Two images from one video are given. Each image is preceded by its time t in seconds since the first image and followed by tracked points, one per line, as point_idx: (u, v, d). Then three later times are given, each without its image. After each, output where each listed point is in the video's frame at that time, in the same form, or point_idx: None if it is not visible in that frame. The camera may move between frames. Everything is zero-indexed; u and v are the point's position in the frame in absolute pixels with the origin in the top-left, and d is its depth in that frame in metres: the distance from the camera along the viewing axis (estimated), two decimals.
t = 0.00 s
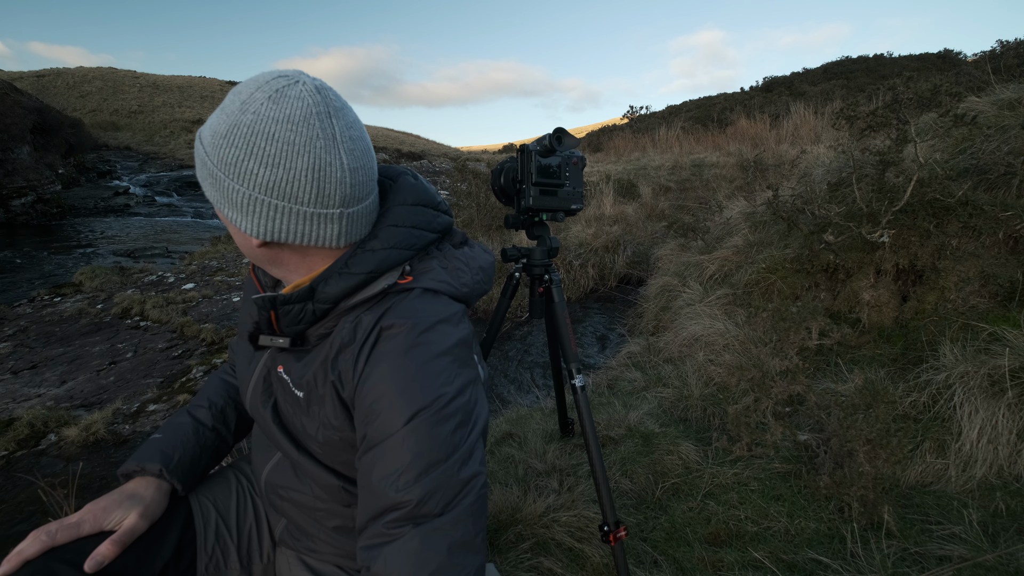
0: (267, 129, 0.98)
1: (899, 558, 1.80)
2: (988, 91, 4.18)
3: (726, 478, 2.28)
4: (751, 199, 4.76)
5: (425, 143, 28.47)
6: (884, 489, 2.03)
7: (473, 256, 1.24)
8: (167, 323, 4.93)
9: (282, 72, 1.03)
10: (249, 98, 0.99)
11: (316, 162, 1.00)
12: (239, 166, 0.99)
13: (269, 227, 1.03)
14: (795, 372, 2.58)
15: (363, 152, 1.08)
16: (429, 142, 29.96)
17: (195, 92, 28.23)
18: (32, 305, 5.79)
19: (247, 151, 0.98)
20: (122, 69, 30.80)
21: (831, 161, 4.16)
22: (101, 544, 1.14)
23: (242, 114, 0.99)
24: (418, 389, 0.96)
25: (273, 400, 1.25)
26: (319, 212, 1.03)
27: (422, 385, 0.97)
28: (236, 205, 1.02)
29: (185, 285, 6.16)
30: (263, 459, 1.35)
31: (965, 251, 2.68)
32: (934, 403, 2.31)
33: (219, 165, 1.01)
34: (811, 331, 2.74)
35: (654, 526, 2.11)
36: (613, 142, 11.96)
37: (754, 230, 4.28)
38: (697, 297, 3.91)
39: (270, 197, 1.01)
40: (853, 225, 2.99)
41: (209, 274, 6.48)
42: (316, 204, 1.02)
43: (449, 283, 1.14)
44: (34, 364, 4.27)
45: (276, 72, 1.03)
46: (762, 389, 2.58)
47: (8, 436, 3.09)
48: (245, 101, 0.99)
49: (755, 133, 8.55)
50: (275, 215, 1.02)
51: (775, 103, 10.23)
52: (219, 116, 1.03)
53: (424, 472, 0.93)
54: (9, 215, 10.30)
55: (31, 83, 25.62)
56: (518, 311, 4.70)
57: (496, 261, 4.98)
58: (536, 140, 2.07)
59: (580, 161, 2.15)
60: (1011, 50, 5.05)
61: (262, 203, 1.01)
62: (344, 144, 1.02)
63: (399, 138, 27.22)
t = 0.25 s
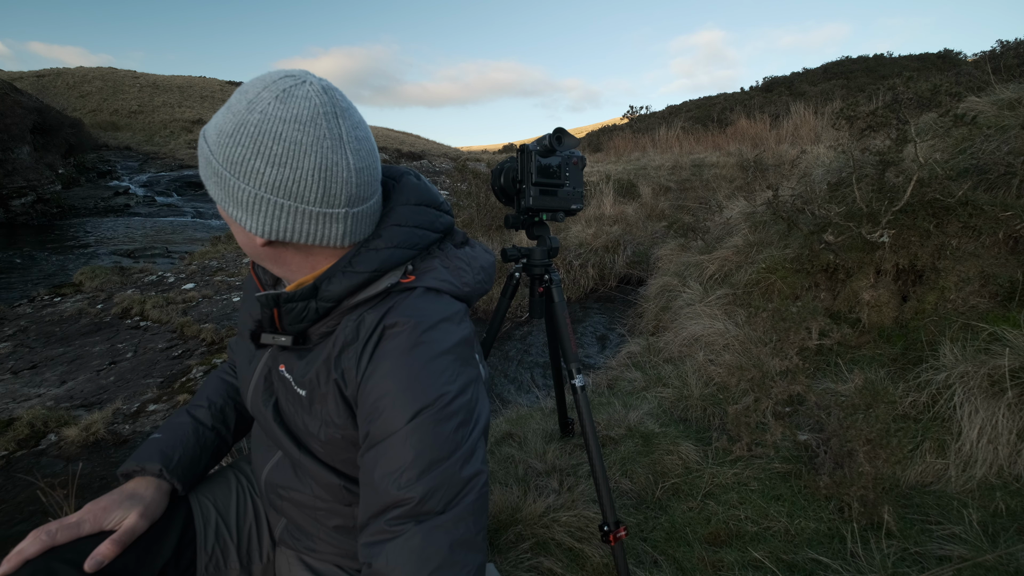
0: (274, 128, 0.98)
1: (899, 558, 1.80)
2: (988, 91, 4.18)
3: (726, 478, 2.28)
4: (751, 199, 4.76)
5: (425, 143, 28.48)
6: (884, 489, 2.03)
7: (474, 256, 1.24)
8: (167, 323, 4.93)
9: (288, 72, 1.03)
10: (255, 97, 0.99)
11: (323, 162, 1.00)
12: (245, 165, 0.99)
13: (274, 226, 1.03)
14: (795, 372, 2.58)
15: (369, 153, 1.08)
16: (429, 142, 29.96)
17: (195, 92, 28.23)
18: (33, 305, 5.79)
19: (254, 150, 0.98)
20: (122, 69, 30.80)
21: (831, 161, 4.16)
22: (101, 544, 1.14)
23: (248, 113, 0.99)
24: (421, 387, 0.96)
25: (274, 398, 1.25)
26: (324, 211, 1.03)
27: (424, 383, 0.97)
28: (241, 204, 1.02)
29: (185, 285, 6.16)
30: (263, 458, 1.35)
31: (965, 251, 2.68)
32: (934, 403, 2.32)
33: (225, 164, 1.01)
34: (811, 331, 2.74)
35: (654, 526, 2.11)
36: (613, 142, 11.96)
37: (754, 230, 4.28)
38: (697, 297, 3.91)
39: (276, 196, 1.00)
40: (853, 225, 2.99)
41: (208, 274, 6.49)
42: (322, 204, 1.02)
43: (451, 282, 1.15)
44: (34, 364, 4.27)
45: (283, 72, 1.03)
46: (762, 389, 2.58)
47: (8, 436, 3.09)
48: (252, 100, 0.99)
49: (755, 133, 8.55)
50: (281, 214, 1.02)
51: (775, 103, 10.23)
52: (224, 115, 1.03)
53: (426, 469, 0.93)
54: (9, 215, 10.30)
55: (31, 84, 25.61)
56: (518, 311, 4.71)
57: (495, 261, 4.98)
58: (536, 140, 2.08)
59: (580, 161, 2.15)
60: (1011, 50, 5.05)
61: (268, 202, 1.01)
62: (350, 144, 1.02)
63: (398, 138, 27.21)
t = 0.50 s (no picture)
0: (276, 128, 0.98)
1: (899, 558, 1.80)
2: (988, 91, 4.18)
3: (726, 478, 2.28)
4: (751, 199, 4.76)
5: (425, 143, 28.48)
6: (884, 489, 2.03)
7: (474, 256, 1.24)
8: (167, 323, 4.93)
9: (288, 71, 1.03)
10: (256, 97, 0.99)
11: (325, 162, 1.00)
12: (246, 165, 0.99)
13: (276, 226, 1.03)
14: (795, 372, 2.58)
15: (369, 152, 1.08)
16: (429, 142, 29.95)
17: (195, 92, 28.23)
18: (32, 305, 5.79)
19: (255, 150, 0.98)
20: (122, 69, 30.78)
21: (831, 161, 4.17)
22: (102, 544, 1.14)
23: (250, 113, 0.99)
24: (421, 387, 0.96)
25: (274, 399, 1.25)
26: (326, 211, 1.03)
27: (425, 383, 0.97)
28: (242, 203, 1.02)
29: (185, 285, 6.16)
30: (263, 458, 1.35)
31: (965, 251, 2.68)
32: (934, 403, 2.32)
33: (226, 163, 1.01)
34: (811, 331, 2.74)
35: (654, 526, 2.11)
36: (613, 142, 11.96)
37: (754, 230, 4.28)
38: (697, 297, 3.91)
39: (277, 195, 1.00)
40: (853, 225, 2.99)
41: (208, 274, 6.48)
42: (323, 204, 1.02)
43: (451, 282, 1.15)
44: (34, 364, 4.26)
45: (284, 72, 1.03)
46: (762, 389, 2.58)
47: (8, 436, 3.08)
48: (252, 100, 0.99)
49: (755, 133, 8.55)
50: (282, 214, 1.02)
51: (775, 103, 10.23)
52: (225, 115, 1.03)
53: (427, 469, 0.93)
54: (9, 215, 10.30)
55: (31, 84, 25.60)
56: (518, 311, 4.71)
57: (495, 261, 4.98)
58: (536, 140, 2.07)
59: (580, 161, 2.15)
60: (1011, 50, 5.04)
61: (269, 201, 1.01)
62: (351, 144, 1.02)
63: (398, 138, 27.21)
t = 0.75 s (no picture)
0: (281, 128, 0.97)
1: (899, 558, 1.80)
2: (988, 91, 4.18)
3: (726, 478, 2.28)
4: (752, 199, 4.76)
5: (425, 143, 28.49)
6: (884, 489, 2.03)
7: (473, 256, 1.24)
8: (167, 323, 4.93)
9: (290, 71, 1.03)
10: (260, 95, 0.99)
11: (330, 161, 1.00)
12: (251, 165, 0.99)
13: (281, 225, 1.03)
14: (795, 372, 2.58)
15: (371, 152, 1.08)
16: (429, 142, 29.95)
17: (195, 92, 28.24)
18: (32, 305, 5.79)
19: (260, 149, 0.98)
20: (122, 70, 30.78)
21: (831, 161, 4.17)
22: (102, 544, 1.14)
23: (253, 113, 0.98)
24: (421, 387, 0.96)
25: (274, 399, 1.25)
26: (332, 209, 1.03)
27: (426, 384, 0.97)
28: (246, 204, 1.02)
29: (185, 285, 6.16)
30: (263, 458, 1.35)
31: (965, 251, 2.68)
32: (934, 403, 2.32)
33: (230, 164, 1.00)
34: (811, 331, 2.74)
35: (654, 526, 2.11)
36: (613, 142, 11.96)
37: (754, 230, 4.28)
38: (697, 297, 3.91)
39: (283, 195, 1.00)
40: (853, 225, 2.99)
41: (209, 274, 6.48)
42: (330, 202, 1.02)
43: (451, 282, 1.15)
44: (34, 364, 4.26)
45: (285, 71, 1.03)
46: (762, 389, 2.58)
47: (8, 436, 3.09)
48: (255, 98, 0.99)
49: (755, 133, 8.55)
50: (289, 213, 1.02)
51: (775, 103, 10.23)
52: (226, 115, 1.02)
53: (427, 469, 0.93)
54: (9, 215, 10.30)
55: (31, 84, 25.61)
56: (518, 311, 4.71)
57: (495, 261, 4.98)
58: (536, 140, 2.07)
59: (580, 161, 2.15)
60: (1011, 50, 5.05)
61: (276, 202, 1.01)
62: (354, 142, 1.03)
63: (398, 138, 27.21)
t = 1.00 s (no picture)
0: (335, 113, 1.03)
1: (899, 558, 1.80)
2: (988, 91, 4.18)
3: (726, 478, 2.28)
4: (751, 199, 4.76)
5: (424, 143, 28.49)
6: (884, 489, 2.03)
7: (473, 253, 1.24)
8: (167, 323, 4.93)
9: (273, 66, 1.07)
10: (285, 82, 1.01)
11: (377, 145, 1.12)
12: (330, 150, 1.01)
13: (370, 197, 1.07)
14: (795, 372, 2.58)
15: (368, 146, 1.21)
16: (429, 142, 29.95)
17: (195, 92, 28.24)
18: (32, 305, 5.79)
19: (332, 135, 1.01)
20: (122, 70, 30.78)
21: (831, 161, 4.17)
22: (102, 544, 1.14)
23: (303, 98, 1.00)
24: (427, 382, 0.99)
25: (276, 399, 1.25)
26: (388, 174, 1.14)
27: (433, 378, 0.99)
28: (341, 184, 1.03)
29: (185, 285, 6.16)
30: (264, 458, 1.35)
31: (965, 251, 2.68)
32: (934, 403, 2.32)
33: (310, 147, 0.99)
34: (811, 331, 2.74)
35: (654, 526, 2.11)
36: (613, 142, 11.96)
37: (754, 230, 4.28)
38: (697, 297, 3.91)
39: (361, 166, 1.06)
40: (853, 225, 2.99)
41: (209, 274, 6.48)
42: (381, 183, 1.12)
43: (453, 280, 1.15)
44: (34, 364, 4.26)
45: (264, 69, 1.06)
46: (762, 389, 2.58)
47: (8, 436, 3.09)
48: (285, 86, 1.01)
49: (755, 133, 8.56)
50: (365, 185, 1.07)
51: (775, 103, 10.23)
52: (261, 111, 0.98)
53: (431, 462, 0.95)
54: (9, 215, 10.31)
55: (31, 84, 25.61)
56: (518, 311, 4.71)
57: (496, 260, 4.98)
58: (536, 140, 2.07)
59: (580, 160, 2.15)
60: (1011, 50, 5.05)
61: (363, 175, 1.06)
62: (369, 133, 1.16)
63: (398, 138, 27.21)
